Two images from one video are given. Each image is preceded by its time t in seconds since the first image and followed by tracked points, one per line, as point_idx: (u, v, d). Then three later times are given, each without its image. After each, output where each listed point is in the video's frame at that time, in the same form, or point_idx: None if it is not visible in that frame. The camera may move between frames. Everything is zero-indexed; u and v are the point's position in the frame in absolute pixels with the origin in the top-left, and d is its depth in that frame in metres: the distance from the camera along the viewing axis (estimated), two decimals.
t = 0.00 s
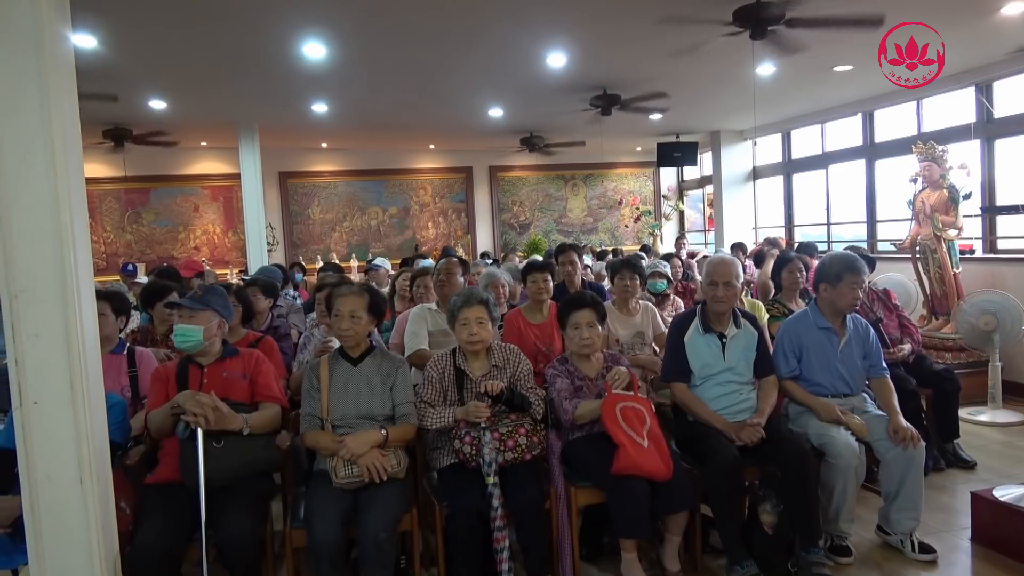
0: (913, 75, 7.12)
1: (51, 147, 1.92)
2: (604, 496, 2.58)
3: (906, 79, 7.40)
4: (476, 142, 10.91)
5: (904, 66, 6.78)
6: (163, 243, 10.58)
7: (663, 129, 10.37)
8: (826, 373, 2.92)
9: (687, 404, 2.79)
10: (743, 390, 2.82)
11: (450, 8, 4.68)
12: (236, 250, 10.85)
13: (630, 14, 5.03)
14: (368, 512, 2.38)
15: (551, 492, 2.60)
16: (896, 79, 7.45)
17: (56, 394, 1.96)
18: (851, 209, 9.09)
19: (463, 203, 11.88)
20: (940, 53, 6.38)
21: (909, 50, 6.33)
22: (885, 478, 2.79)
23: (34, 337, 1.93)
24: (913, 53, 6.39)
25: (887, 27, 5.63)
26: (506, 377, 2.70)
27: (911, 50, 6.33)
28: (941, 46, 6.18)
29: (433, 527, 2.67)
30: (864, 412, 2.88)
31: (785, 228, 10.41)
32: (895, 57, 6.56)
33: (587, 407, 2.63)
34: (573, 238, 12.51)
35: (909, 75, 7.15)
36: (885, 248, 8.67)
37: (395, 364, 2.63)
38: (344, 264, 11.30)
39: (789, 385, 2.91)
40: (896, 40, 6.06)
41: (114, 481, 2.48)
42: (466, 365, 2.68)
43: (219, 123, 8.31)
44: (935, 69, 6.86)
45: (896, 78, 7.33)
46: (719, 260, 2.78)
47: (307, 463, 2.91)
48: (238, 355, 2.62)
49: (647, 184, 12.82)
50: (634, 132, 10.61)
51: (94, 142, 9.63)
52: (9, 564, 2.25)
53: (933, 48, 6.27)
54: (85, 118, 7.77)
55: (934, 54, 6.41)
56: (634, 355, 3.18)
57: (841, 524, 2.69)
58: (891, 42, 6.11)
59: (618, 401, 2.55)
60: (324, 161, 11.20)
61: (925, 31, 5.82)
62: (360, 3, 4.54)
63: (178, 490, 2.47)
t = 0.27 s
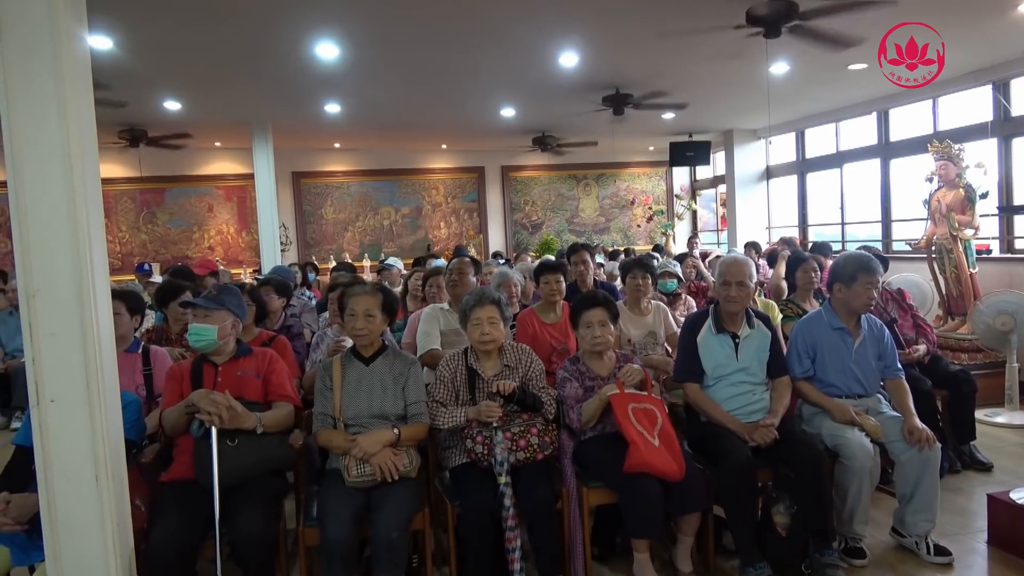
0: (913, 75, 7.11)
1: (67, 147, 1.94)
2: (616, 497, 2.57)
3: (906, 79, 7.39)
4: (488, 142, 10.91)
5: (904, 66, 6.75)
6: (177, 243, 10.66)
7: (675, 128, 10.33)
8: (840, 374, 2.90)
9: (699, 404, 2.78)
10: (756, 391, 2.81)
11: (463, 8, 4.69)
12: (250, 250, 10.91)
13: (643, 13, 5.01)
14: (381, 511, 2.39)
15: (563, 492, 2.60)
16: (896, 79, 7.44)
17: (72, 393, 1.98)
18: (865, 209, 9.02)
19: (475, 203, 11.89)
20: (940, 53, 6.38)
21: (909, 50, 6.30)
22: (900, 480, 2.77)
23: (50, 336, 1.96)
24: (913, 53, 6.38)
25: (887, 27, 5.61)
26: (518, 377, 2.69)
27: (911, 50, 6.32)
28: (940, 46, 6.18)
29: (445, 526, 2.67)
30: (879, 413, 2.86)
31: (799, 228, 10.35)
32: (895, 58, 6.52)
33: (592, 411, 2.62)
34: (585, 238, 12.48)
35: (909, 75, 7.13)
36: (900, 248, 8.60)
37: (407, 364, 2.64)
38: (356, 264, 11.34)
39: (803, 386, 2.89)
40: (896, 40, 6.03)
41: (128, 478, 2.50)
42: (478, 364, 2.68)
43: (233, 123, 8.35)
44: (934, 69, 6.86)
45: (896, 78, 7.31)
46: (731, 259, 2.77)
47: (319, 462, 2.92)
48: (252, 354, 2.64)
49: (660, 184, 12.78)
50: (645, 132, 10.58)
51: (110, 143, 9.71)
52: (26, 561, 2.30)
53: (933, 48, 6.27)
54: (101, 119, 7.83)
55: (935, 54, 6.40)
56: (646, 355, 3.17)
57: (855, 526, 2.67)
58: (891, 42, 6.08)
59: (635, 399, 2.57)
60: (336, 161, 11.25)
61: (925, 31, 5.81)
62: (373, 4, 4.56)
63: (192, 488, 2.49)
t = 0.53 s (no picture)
0: (913, 75, 7.02)
1: (80, 147, 1.95)
2: (626, 497, 2.56)
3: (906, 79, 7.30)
4: (498, 141, 10.91)
5: (904, 66, 6.66)
6: (189, 242, 10.72)
7: (685, 128, 10.30)
8: (852, 374, 2.88)
9: (709, 404, 2.77)
10: (767, 391, 2.79)
11: (474, 8, 4.70)
12: (261, 249, 10.96)
13: (652, 12, 5.00)
14: (391, 510, 2.39)
15: (573, 492, 2.59)
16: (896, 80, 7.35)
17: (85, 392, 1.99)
18: (877, 208, 8.97)
19: (484, 202, 11.90)
20: (939, 53, 6.35)
21: (909, 50, 6.25)
22: (912, 481, 2.75)
23: (64, 335, 1.97)
24: (913, 53, 6.33)
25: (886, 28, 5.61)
26: (528, 377, 2.69)
27: (911, 51, 6.28)
28: (940, 46, 6.18)
29: (454, 526, 2.67)
30: (891, 414, 2.84)
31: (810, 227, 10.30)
32: (895, 58, 6.45)
33: (592, 412, 2.61)
34: (595, 238, 12.46)
35: (909, 75, 7.04)
36: (912, 247, 8.55)
37: (417, 363, 2.64)
38: (367, 264, 11.37)
39: (814, 386, 2.88)
40: (895, 40, 6.01)
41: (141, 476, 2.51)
42: (488, 364, 2.68)
43: (244, 123, 8.39)
44: (934, 69, 6.83)
45: (896, 78, 7.21)
46: (743, 259, 2.76)
47: (330, 461, 2.93)
48: (263, 353, 2.65)
49: (670, 184, 12.76)
50: (655, 131, 10.54)
51: (122, 143, 9.76)
52: (39, 558, 2.30)
53: (933, 48, 6.24)
54: (114, 120, 7.88)
55: (935, 54, 6.36)
56: (656, 355, 3.16)
57: (866, 527, 2.66)
58: (891, 43, 6.04)
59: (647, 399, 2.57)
60: (346, 161, 11.29)
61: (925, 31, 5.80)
62: (384, 4, 4.57)
63: (204, 486, 2.50)
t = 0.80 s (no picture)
0: (913, 75, 7.16)
1: (92, 148, 1.97)
2: (636, 497, 2.56)
3: (906, 79, 7.44)
4: (508, 141, 10.91)
5: (904, 66, 6.80)
6: (200, 242, 10.78)
7: (696, 127, 10.26)
8: (863, 375, 2.86)
9: (720, 404, 2.76)
10: (777, 391, 2.78)
11: (485, 8, 4.71)
12: (271, 249, 11.00)
13: (662, 11, 4.99)
14: (401, 509, 2.40)
15: (582, 492, 2.59)
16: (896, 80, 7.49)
17: (97, 391, 2.01)
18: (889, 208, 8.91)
19: (494, 202, 11.90)
20: (939, 53, 6.42)
21: (909, 50, 6.35)
22: (924, 482, 2.73)
23: (77, 335, 1.99)
24: (913, 53, 6.41)
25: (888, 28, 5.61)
26: (538, 376, 2.69)
27: (911, 50, 6.35)
28: (941, 46, 6.22)
29: (464, 525, 2.67)
30: (903, 415, 2.82)
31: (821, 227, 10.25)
32: (895, 57, 6.56)
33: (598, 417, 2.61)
34: (604, 237, 12.44)
35: (909, 75, 7.18)
36: (925, 247, 8.49)
37: (426, 363, 2.64)
38: (376, 263, 11.39)
39: (825, 387, 2.86)
40: (896, 40, 6.05)
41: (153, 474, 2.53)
42: (497, 364, 2.69)
43: (255, 124, 8.42)
44: (934, 69, 6.92)
45: (896, 78, 7.37)
46: (753, 259, 2.74)
47: (339, 460, 2.94)
48: (274, 353, 2.66)
49: (680, 183, 12.72)
50: (665, 130, 10.51)
51: (134, 143, 9.82)
52: (53, 555, 2.33)
53: (933, 48, 6.30)
54: (126, 121, 7.92)
55: (934, 54, 6.45)
56: (666, 355, 3.15)
57: (878, 529, 2.64)
58: (891, 43, 6.10)
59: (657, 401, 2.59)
60: (356, 161, 11.34)
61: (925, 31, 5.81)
62: (394, 4, 4.58)
63: (215, 485, 2.52)
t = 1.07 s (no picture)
0: (913, 75, 7.19)
1: (105, 147, 1.98)
2: (645, 497, 2.55)
3: (906, 79, 7.47)
4: (517, 140, 10.90)
5: (904, 66, 6.84)
6: (211, 242, 10.84)
7: (706, 126, 10.23)
8: (874, 375, 2.85)
9: (730, 404, 2.75)
10: (788, 391, 2.77)
11: (495, 8, 4.71)
12: (282, 249, 11.06)
13: (672, 10, 4.98)
14: (410, 508, 2.40)
15: (591, 492, 2.59)
16: (896, 80, 7.52)
17: (109, 388, 2.02)
18: (901, 207, 8.86)
19: (504, 201, 11.90)
20: (939, 53, 6.44)
21: (909, 50, 6.32)
22: (937, 484, 2.71)
23: (90, 333, 2.00)
24: (913, 53, 6.42)
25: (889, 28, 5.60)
26: (547, 376, 2.69)
27: (911, 50, 6.34)
28: (941, 46, 6.22)
29: (473, 524, 2.67)
30: (915, 415, 2.80)
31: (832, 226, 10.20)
32: (895, 58, 6.59)
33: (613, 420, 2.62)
34: (614, 237, 12.41)
35: (910, 75, 7.21)
36: (937, 246, 8.44)
37: (436, 362, 2.65)
38: (386, 263, 11.42)
39: (836, 387, 2.84)
40: (896, 40, 6.03)
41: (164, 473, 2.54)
42: (507, 363, 2.69)
43: (266, 124, 8.46)
44: (934, 70, 6.95)
45: (896, 78, 7.39)
46: (764, 259, 2.73)
47: (349, 459, 2.95)
48: (284, 352, 2.67)
49: (690, 182, 12.69)
50: (675, 129, 10.47)
51: (145, 143, 9.88)
52: (66, 552, 2.34)
53: (933, 48, 6.31)
54: (138, 121, 7.97)
55: (934, 54, 6.48)
56: (675, 355, 3.14)
57: (889, 530, 2.63)
58: (891, 43, 6.07)
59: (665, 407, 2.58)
60: (366, 161, 11.37)
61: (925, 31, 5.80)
62: (404, 4, 4.60)
63: (226, 483, 2.53)
